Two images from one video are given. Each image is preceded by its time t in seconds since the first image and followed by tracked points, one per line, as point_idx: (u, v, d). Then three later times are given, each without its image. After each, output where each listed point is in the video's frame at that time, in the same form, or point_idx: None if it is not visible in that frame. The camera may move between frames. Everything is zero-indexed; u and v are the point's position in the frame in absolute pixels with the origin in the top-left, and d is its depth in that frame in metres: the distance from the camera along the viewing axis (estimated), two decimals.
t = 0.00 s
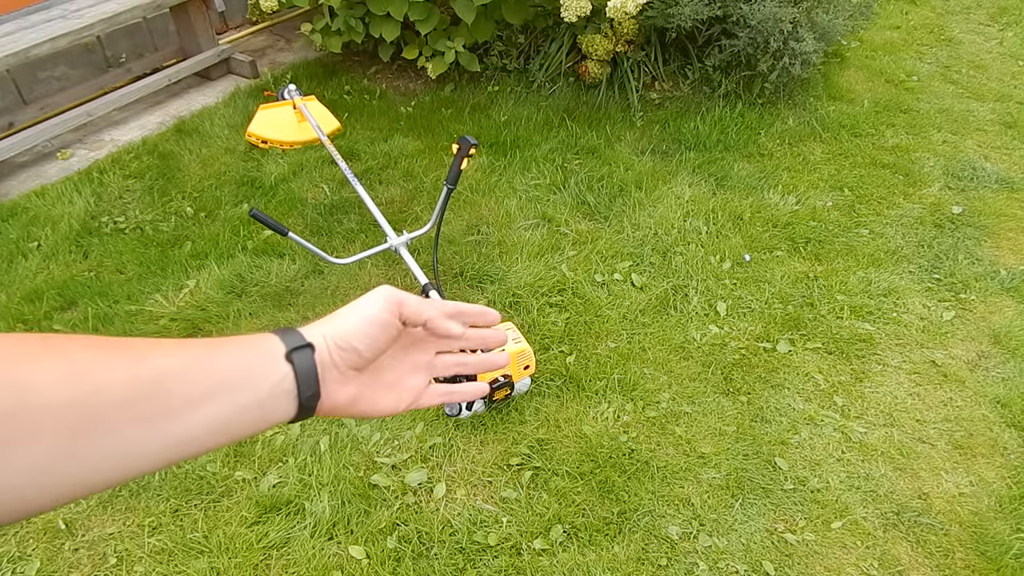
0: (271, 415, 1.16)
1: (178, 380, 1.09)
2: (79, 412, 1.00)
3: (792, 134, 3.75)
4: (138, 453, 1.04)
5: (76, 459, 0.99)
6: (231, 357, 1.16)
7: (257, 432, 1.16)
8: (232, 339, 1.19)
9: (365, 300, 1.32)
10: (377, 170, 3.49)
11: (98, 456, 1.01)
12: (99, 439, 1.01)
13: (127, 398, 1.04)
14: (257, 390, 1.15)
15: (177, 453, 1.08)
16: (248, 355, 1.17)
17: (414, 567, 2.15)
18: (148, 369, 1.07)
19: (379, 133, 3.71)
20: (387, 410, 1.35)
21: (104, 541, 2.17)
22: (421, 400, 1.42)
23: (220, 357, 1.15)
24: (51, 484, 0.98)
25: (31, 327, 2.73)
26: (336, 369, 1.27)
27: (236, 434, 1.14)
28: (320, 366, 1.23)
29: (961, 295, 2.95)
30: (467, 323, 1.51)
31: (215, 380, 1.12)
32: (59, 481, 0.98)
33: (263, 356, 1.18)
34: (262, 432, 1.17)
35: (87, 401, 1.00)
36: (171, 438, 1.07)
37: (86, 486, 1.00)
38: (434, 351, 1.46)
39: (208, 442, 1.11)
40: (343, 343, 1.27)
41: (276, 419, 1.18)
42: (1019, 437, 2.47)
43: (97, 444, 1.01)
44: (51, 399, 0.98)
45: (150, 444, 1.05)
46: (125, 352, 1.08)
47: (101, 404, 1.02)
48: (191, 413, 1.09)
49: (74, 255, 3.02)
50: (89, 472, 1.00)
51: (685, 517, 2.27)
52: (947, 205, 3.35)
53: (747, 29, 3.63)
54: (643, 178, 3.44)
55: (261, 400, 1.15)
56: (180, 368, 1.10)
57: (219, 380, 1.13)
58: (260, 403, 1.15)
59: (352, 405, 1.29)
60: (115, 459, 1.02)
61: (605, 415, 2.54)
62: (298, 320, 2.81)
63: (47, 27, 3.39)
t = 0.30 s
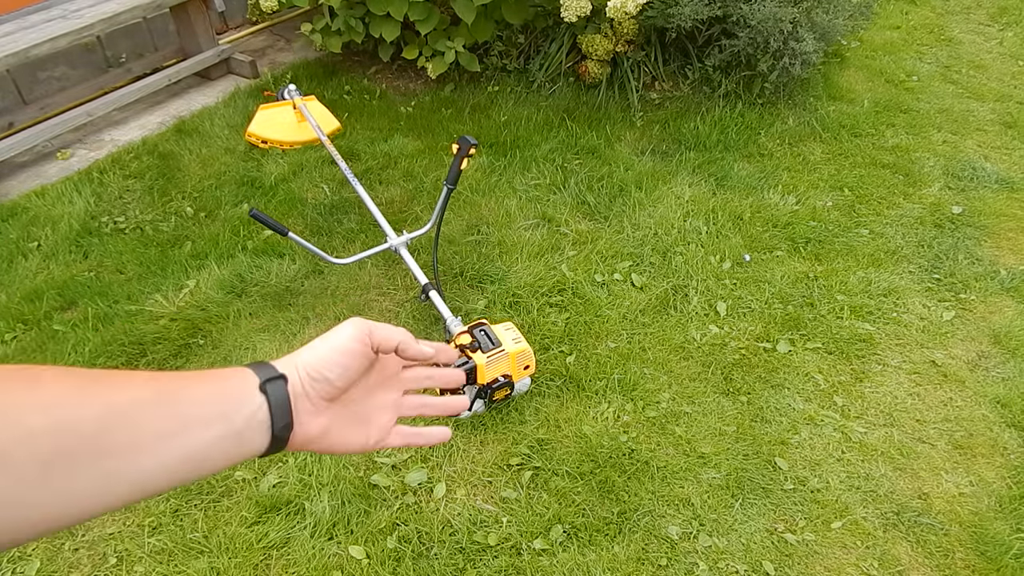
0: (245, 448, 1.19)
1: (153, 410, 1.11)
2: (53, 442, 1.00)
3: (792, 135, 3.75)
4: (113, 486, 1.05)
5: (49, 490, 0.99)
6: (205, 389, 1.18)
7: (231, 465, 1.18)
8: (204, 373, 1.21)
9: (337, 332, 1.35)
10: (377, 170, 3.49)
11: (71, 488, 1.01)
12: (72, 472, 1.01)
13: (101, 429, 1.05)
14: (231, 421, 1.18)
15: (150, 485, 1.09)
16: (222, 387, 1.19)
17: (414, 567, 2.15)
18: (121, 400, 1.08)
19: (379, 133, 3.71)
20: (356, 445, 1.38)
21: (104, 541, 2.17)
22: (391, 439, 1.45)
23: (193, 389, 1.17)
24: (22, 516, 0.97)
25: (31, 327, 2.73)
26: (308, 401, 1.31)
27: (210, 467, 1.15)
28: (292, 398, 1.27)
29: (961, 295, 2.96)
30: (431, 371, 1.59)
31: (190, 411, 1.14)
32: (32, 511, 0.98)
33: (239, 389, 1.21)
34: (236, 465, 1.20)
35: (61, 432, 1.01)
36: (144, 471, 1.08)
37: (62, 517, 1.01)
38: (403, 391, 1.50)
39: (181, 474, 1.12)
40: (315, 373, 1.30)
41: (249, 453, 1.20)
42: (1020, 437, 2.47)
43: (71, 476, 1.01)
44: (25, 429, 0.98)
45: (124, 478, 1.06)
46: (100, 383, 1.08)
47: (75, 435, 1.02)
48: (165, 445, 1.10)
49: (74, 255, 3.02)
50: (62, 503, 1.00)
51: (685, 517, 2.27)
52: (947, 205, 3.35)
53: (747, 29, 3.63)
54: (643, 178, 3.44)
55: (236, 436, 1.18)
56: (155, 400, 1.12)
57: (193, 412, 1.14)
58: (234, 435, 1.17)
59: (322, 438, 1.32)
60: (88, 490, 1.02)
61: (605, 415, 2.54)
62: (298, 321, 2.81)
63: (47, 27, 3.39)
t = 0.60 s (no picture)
0: (231, 468, 1.29)
1: (142, 433, 1.21)
2: (48, 463, 1.10)
3: (792, 134, 3.75)
4: (106, 503, 1.15)
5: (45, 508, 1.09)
6: (193, 411, 1.27)
7: (218, 483, 1.28)
8: (194, 396, 1.32)
9: (317, 353, 1.48)
10: (377, 170, 3.49)
11: (66, 505, 1.11)
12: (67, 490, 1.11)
13: (93, 451, 1.14)
14: (218, 442, 1.27)
15: (140, 502, 1.19)
16: (210, 409, 1.29)
17: (414, 567, 2.15)
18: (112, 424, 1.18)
19: (379, 133, 3.71)
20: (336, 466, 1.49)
21: (104, 541, 2.17)
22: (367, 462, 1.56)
23: (181, 412, 1.27)
24: (19, 532, 1.07)
25: (31, 327, 2.73)
26: (292, 423, 1.42)
27: (197, 485, 1.25)
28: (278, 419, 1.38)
29: (961, 295, 2.96)
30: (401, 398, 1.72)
31: (178, 433, 1.24)
32: (30, 526, 1.08)
33: (225, 411, 1.31)
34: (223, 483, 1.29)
35: (55, 454, 1.11)
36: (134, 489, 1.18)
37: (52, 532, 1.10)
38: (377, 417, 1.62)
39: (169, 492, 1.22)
40: (299, 396, 1.42)
41: (234, 472, 1.30)
42: (1020, 437, 2.47)
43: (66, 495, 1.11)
44: (24, 451, 1.08)
45: (114, 497, 1.16)
46: (94, 407, 1.18)
47: (68, 457, 1.12)
48: (153, 465, 1.20)
49: (74, 255, 3.02)
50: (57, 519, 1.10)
51: (685, 517, 2.27)
52: (947, 205, 3.35)
53: (747, 29, 3.63)
54: (643, 178, 3.44)
55: (221, 458, 1.27)
56: (144, 424, 1.22)
57: (180, 434, 1.24)
58: (220, 455, 1.27)
59: (304, 459, 1.43)
60: (81, 507, 1.12)
61: (605, 415, 2.54)
62: (298, 321, 2.81)
63: (48, 27, 3.39)
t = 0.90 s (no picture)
0: (219, 468, 1.26)
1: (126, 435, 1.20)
2: (32, 467, 1.10)
3: (792, 134, 3.75)
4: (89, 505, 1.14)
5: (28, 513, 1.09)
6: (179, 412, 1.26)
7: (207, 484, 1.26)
8: (181, 397, 1.30)
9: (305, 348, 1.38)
10: (377, 170, 3.49)
11: (49, 508, 1.10)
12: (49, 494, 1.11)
13: (73, 455, 1.14)
14: (206, 441, 1.25)
15: (126, 504, 1.18)
16: (196, 409, 1.27)
17: (414, 567, 2.15)
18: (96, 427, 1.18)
19: (379, 133, 3.71)
20: (326, 466, 1.41)
21: (104, 541, 2.17)
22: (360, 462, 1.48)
23: (166, 414, 1.25)
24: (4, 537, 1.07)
25: (31, 327, 2.73)
26: (281, 420, 1.35)
27: (184, 486, 1.23)
28: (265, 418, 1.32)
29: (961, 295, 2.96)
30: (397, 397, 1.62)
31: (163, 434, 1.23)
32: (15, 530, 1.08)
33: (212, 410, 1.28)
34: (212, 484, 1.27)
35: (37, 457, 1.11)
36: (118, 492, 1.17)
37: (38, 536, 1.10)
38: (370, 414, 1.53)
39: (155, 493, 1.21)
40: (287, 394, 1.35)
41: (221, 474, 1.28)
42: (1020, 437, 2.47)
43: (49, 497, 1.11)
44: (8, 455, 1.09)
45: (98, 499, 1.15)
46: (77, 412, 1.18)
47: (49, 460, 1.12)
48: (137, 467, 1.19)
49: (74, 255, 3.02)
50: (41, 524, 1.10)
51: (685, 517, 2.27)
52: (947, 205, 3.35)
53: (747, 29, 3.63)
54: (643, 178, 3.44)
55: (207, 459, 1.25)
56: (128, 427, 1.21)
57: (165, 435, 1.23)
58: (208, 456, 1.25)
59: (294, 457, 1.36)
60: (65, 510, 1.11)
61: (605, 415, 2.54)
62: (299, 321, 2.82)
63: (48, 27, 3.39)
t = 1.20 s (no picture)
0: (171, 364, 1.12)
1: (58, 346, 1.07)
2: None
3: (792, 134, 3.75)
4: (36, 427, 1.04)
5: None
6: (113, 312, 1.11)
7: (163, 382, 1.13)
8: (118, 290, 1.15)
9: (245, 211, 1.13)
10: (377, 170, 3.49)
11: None
12: None
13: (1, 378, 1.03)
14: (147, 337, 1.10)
15: (77, 418, 1.07)
16: (131, 305, 1.12)
17: (414, 567, 2.15)
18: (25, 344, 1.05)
19: (379, 133, 3.70)
20: (325, 328, 1.22)
21: (104, 541, 2.17)
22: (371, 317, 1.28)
23: (99, 314, 1.11)
24: None
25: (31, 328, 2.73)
26: (243, 295, 1.15)
27: (138, 390, 1.11)
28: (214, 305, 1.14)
29: (961, 294, 2.96)
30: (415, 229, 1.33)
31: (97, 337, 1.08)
32: None
33: (149, 303, 1.12)
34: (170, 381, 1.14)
35: None
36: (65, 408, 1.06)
37: None
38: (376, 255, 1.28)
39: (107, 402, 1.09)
40: (233, 270, 1.14)
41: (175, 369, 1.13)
42: (1020, 437, 2.47)
43: None
44: None
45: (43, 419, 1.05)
46: None
47: None
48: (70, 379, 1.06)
49: (74, 255, 3.02)
50: None
51: (685, 517, 2.27)
52: (947, 205, 3.35)
53: (747, 29, 3.63)
54: (643, 178, 3.44)
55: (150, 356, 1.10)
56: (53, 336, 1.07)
57: (100, 335, 1.09)
58: (153, 354, 1.11)
59: (270, 334, 1.19)
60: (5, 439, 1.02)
61: (605, 415, 2.54)
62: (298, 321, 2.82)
63: (48, 27, 3.39)
